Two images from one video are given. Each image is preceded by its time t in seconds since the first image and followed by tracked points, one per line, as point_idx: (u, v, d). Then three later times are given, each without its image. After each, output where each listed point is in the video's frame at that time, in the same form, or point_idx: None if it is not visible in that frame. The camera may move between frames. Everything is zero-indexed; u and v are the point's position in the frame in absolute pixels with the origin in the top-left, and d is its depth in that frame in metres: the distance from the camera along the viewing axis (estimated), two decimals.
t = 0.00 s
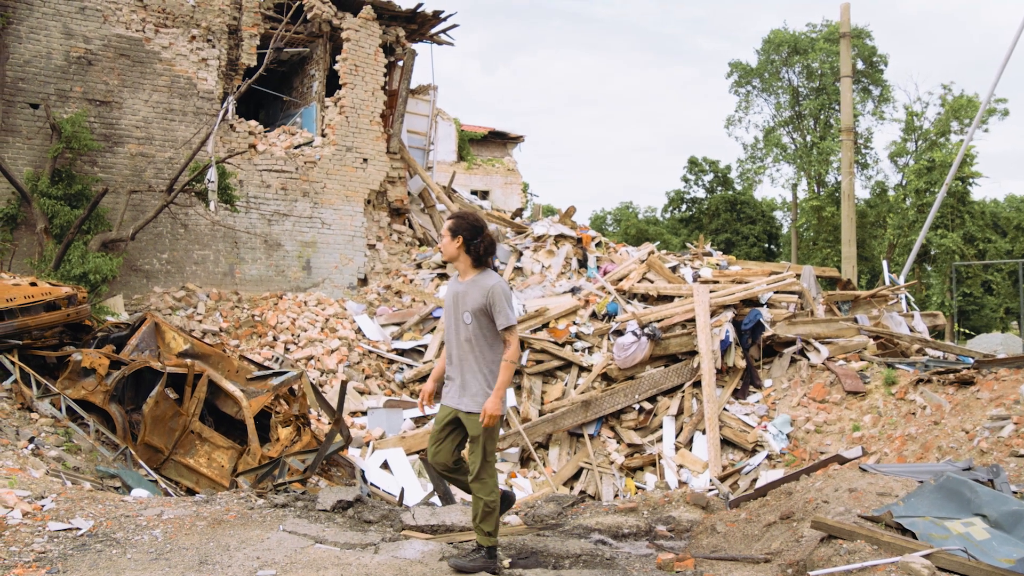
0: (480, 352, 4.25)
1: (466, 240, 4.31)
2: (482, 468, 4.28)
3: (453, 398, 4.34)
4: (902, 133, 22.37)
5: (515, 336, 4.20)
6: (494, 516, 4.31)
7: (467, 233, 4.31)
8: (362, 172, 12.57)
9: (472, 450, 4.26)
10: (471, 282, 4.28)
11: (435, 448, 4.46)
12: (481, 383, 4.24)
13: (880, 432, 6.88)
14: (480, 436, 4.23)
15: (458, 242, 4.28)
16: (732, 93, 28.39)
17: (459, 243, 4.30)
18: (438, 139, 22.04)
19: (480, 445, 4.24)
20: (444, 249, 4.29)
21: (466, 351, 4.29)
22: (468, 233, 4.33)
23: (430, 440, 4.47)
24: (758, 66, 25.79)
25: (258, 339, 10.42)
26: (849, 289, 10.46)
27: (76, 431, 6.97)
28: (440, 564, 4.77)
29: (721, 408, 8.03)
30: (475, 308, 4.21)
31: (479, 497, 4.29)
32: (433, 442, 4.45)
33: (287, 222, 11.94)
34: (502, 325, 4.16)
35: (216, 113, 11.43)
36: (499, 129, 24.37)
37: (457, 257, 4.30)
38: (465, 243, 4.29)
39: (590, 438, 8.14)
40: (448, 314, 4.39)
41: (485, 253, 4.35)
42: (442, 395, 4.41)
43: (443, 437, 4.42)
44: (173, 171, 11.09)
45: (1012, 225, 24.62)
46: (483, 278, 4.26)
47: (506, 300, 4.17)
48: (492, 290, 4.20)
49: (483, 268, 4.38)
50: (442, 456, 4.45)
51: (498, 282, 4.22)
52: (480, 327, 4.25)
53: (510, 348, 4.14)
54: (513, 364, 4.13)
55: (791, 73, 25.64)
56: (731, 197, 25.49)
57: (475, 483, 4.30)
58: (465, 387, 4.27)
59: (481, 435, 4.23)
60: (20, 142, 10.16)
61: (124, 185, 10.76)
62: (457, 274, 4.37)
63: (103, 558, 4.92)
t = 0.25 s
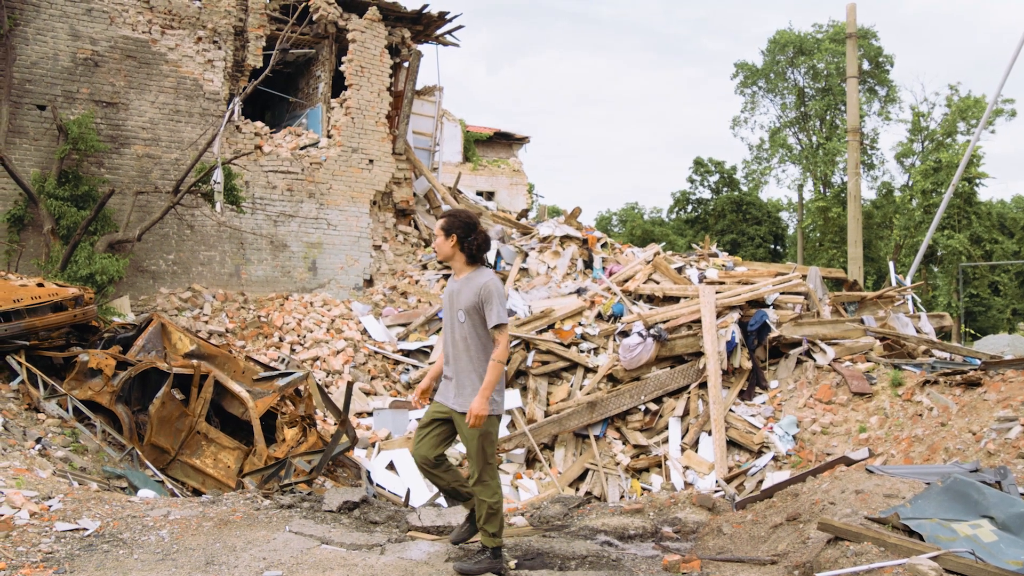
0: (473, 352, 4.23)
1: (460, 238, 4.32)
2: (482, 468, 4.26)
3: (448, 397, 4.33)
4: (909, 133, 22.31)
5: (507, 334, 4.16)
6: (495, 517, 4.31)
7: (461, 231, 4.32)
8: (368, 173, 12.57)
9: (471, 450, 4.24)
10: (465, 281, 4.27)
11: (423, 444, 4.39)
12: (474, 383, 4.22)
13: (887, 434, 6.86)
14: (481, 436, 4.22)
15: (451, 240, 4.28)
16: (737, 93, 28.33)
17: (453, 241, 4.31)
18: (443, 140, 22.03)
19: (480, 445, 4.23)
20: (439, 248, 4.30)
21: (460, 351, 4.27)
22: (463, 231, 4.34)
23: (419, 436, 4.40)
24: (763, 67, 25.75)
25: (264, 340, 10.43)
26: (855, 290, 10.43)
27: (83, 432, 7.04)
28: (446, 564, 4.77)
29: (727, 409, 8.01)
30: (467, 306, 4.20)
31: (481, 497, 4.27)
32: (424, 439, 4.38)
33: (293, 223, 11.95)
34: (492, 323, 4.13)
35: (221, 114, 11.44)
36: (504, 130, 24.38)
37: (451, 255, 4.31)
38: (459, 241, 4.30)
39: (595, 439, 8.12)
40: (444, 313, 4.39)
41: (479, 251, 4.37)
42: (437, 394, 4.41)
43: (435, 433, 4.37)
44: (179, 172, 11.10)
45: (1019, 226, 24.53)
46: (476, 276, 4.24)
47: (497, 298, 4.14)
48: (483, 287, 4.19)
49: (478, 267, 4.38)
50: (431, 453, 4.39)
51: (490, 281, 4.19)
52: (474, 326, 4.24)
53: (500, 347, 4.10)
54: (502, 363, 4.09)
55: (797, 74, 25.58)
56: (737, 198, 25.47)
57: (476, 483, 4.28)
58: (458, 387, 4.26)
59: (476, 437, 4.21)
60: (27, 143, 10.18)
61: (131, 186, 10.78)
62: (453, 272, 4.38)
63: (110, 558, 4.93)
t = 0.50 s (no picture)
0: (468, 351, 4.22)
1: (459, 237, 4.31)
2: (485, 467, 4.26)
3: (445, 397, 4.33)
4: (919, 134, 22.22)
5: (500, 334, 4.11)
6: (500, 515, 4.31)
7: (459, 229, 4.31)
8: (377, 174, 12.58)
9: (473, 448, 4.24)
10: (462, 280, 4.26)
11: (417, 442, 4.36)
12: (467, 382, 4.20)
13: (898, 435, 6.83)
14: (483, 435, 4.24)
15: (448, 239, 4.28)
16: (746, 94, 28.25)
17: (451, 241, 4.30)
18: (452, 141, 22.02)
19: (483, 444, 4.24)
20: (437, 247, 4.30)
21: (456, 350, 4.27)
22: (462, 229, 4.33)
23: (414, 434, 4.36)
24: (773, 67, 25.69)
25: (274, 341, 10.44)
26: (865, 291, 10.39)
27: (94, 432, 7.13)
28: (456, 565, 4.77)
29: (737, 410, 7.98)
30: (462, 305, 4.19)
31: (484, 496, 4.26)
32: (418, 437, 4.35)
33: (302, 224, 11.97)
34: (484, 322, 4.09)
35: (231, 115, 11.46)
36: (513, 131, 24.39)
37: (451, 255, 4.30)
38: (458, 240, 4.29)
39: (605, 440, 8.11)
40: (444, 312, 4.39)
41: (479, 248, 4.35)
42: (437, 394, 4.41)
43: (431, 430, 4.36)
44: (189, 173, 11.13)
45: None
46: (472, 275, 4.23)
47: (491, 298, 4.10)
48: (478, 286, 4.16)
49: (478, 265, 4.36)
50: (424, 451, 4.35)
51: (485, 279, 4.16)
52: (469, 325, 4.22)
53: (491, 346, 4.07)
54: (492, 362, 4.05)
55: (806, 74, 25.52)
56: (746, 198, 25.39)
57: (479, 482, 4.27)
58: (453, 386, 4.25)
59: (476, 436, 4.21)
60: (38, 145, 10.22)
61: (141, 188, 10.82)
62: (452, 272, 4.37)
63: (121, 558, 4.95)
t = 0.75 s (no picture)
0: (464, 353, 4.15)
1: (462, 238, 4.23)
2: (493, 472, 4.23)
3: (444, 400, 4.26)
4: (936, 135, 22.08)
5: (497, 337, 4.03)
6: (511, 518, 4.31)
7: (462, 230, 4.23)
8: (391, 176, 12.59)
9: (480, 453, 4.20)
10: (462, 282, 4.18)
11: (419, 450, 4.25)
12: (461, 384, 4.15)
13: (915, 438, 6.79)
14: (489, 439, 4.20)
15: (450, 240, 4.20)
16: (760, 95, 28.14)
17: (453, 242, 4.22)
18: (467, 142, 22.00)
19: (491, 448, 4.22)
20: (439, 249, 4.23)
21: (455, 352, 4.19)
22: (464, 230, 4.25)
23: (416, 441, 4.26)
24: (788, 68, 25.56)
25: (289, 342, 10.46)
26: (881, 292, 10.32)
27: (112, 432, 7.18)
28: (472, 567, 4.77)
29: (753, 412, 7.94)
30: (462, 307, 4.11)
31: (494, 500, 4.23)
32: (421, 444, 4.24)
33: (318, 226, 12.00)
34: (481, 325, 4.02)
35: (247, 117, 11.47)
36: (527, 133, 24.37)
37: (453, 256, 4.22)
38: (460, 242, 4.20)
39: (620, 442, 8.08)
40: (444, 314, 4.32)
41: (481, 250, 4.28)
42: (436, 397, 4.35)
43: (435, 437, 4.27)
44: (205, 175, 11.18)
45: None
46: (472, 277, 4.14)
47: (489, 301, 4.02)
48: (477, 288, 4.08)
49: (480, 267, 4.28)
50: (427, 456, 4.25)
51: (484, 282, 4.08)
52: (467, 328, 4.14)
53: (485, 349, 4.00)
54: (485, 365, 3.98)
55: (822, 75, 25.36)
56: (762, 200, 25.28)
57: (487, 486, 4.24)
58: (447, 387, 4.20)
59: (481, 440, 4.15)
60: (55, 147, 10.29)
61: (157, 189, 10.87)
62: (453, 273, 4.29)
63: (138, 558, 4.96)
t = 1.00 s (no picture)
0: (463, 359, 4.07)
1: (464, 243, 4.13)
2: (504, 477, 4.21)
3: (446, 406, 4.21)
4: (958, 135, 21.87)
5: (496, 344, 3.96)
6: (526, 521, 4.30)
7: (465, 235, 4.13)
8: (411, 178, 12.64)
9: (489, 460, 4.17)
10: (463, 287, 4.10)
11: (424, 462, 4.16)
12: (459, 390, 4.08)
13: (939, 442, 6.72)
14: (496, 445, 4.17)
15: (453, 246, 4.09)
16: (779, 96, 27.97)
17: (457, 247, 4.11)
18: (486, 144, 21.99)
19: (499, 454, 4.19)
20: (442, 255, 4.12)
21: (456, 358, 4.12)
22: (467, 234, 4.15)
23: (419, 453, 4.16)
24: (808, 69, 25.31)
25: (310, 344, 10.49)
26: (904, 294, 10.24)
27: (134, 433, 7.21)
28: (492, 570, 4.78)
29: (774, 416, 7.89)
30: (464, 314, 4.03)
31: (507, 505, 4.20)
32: (425, 455, 4.14)
33: (338, 228, 12.04)
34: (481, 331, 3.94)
35: (268, 121, 11.53)
36: (546, 135, 24.38)
37: (456, 262, 4.12)
38: (463, 247, 4.11)
39: (640, 445, 8.04)
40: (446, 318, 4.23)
41: (483, 255, 4.19)
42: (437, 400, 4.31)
43: (440, 449, 4.20)
44: (226, 178, 11.25)
45: None
46: (475, 283, 4.05)
47: (490, 308, 3.93)
48: (479, 296, 3.99)
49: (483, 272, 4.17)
50: (433, 469, 4.16)
51: (485, 288, 3.99)
52: (468, 334, 4.07)
53: (483, 356, 3.92)
54: (483, 371, 3.90)
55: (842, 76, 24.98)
56: (782, 202, 24.49)
57: (499, 493, 4.21)
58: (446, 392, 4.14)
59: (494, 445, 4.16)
60: (79, 150, 10.39)
61: (179, 192, 10.94)
62: (455, 277, 4.19)
63: (161, 558, 5.00)
